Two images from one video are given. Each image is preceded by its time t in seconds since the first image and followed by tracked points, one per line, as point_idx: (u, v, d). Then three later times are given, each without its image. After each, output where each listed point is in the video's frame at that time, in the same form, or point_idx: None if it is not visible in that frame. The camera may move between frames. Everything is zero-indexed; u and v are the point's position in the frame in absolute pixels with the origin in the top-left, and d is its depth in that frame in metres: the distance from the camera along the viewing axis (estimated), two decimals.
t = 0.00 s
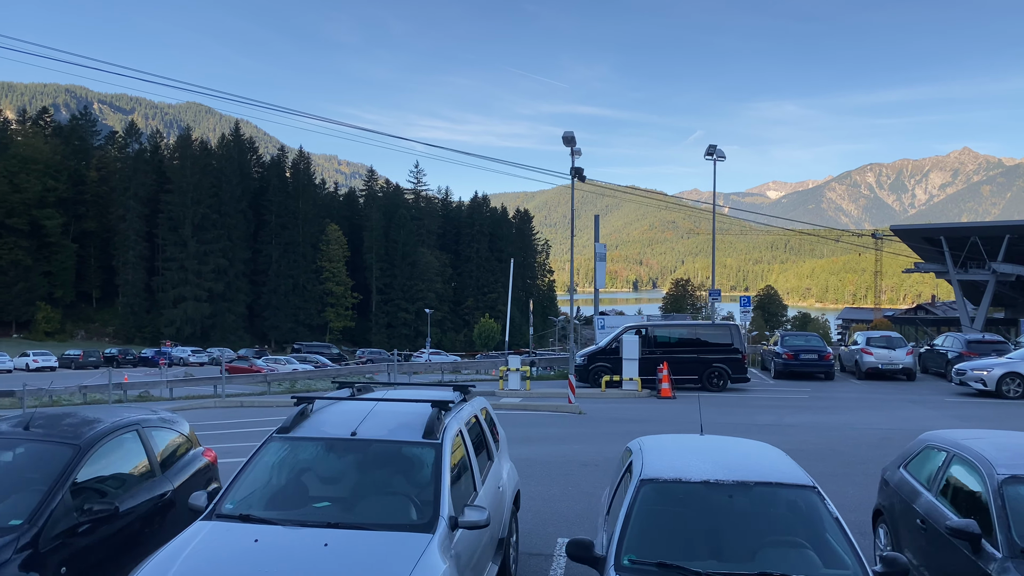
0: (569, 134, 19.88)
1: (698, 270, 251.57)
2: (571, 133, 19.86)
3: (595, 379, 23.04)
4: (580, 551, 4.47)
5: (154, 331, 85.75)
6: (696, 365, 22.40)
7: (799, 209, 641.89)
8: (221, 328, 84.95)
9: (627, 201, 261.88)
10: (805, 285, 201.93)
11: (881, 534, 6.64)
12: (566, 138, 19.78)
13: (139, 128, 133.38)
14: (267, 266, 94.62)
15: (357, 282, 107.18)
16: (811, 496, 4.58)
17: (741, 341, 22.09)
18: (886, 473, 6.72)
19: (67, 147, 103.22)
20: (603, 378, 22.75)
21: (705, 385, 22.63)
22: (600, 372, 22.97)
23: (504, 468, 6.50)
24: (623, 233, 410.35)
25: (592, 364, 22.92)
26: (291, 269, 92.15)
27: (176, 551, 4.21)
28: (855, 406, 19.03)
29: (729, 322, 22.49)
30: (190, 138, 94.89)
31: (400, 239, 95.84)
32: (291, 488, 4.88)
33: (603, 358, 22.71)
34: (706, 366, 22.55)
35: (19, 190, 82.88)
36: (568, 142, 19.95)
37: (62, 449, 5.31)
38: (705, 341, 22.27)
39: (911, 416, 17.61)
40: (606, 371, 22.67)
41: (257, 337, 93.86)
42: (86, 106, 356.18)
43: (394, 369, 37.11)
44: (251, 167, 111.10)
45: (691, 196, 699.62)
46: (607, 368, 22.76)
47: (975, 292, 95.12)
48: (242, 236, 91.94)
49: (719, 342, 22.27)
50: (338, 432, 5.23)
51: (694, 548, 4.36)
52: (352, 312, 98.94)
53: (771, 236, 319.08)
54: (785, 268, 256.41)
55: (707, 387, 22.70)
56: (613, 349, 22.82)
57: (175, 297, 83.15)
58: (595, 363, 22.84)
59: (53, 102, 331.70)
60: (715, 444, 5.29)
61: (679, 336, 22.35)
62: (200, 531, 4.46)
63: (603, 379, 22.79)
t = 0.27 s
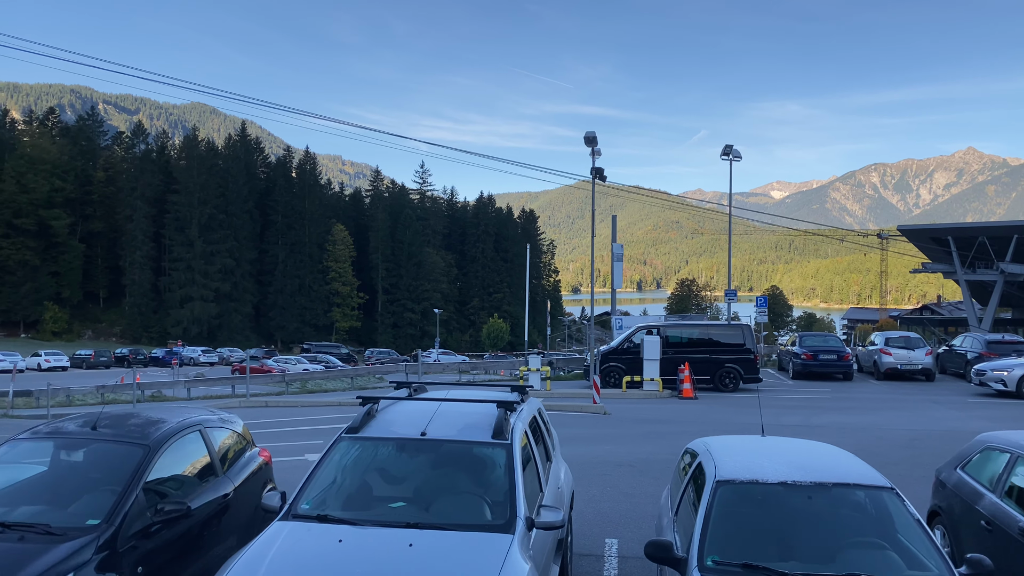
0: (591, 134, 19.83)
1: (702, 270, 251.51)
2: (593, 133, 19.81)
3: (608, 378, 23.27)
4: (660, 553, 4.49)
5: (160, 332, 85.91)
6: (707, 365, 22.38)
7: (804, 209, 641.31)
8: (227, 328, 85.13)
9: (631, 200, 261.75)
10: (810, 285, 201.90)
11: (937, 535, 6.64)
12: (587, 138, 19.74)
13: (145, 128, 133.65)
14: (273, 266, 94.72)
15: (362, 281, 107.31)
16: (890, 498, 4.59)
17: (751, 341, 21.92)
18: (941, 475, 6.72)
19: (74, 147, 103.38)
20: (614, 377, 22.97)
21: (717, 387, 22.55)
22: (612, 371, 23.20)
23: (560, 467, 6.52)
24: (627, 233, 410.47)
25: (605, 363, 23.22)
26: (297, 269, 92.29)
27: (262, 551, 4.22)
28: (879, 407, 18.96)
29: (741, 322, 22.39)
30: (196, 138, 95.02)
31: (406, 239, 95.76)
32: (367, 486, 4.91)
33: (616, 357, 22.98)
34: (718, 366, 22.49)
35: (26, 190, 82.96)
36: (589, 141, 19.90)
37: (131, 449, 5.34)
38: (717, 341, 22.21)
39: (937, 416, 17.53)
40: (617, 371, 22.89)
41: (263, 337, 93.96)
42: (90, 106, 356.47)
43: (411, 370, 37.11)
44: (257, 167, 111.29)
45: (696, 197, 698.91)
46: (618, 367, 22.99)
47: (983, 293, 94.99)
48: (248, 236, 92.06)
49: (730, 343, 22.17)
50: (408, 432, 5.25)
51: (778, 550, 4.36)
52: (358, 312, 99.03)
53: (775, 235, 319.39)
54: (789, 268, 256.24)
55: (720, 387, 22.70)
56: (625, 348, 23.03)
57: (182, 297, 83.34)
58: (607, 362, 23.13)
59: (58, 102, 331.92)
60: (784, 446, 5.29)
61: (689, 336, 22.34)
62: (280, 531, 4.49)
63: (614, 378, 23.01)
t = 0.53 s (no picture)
0: (613, 134, 19.71)
1: (706, 270, 251.41)
2: (615, 133, 19.67)
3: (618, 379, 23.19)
4: (739, 555, 4.49)
5: (167, 331, 86.07)
6: (716, 366, 22.33)
7: (809, 209, 641.01)
8: (233, 328, 85.27)
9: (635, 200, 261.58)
10: (815, 285, 201.76)
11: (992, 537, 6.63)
12: (609, 137, 19.61)
13: (151, 129, 133.85)
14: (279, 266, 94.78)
15: (368, 281, 107.25)
16: (968, 500, 4.57)
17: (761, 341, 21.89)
18: (997, 476, 6.71)
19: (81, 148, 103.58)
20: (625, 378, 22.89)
21: (727, 387, 22.48)
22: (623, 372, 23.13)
23: (616, 468, 6.52)
24: (631, 233, 410.69)
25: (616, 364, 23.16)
26: (302, 269, 92.40)
27: (345, 552, 4.22)
28: (904, 407, 18.89)
29: (750, 323, 22.37)
30: (202, 138, 95.07)
31: (411, 239, 95.70)
32: (442, 487, 4.91)
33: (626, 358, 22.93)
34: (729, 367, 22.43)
35: (33, 191, 82.97)
36: (611, 142, 19.80)
37: (199, 450, 5.36)
38: (728, 342, 22.17)
39: (963, 417, 17.44)
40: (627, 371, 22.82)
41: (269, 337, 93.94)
42: (95, 106, 356.75)
43: (427, 369, 37.10)
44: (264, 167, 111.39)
45: (700, 196, 698.54)
46: (629, 367, 22.92)
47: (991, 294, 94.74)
48: (254, 237, 92.12)
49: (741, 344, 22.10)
50: (476, 433, 5.24)
51: (858, 553, 4.33)
52: (364, 312, 98.94)
53: (779, 235, 319.41)
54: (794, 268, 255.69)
55: (730, 389, 22.62)
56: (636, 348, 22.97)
57: (189, 297, 83.50)
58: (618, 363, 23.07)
59: (63, 103, 332.42)
60: (851, 449, 5.28)
61: (700, 336, 22.29)
62: (359, 532, 4.50)
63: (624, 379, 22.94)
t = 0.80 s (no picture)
0: (635, 134, 19.60)
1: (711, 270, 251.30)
2: (637, 133, 19.57)
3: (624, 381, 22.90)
4: (818, 557, 4.49)
5: (173, 331, 86.18)
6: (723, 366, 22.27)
7: (813, 209, 640.66)
8: (240, 328, 85.39)
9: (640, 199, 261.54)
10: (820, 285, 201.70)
11: None
12: (631, 138, 19.50)
13: (158, 129, 134.22)
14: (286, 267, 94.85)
15: (374, 282, 107.24)
16: None
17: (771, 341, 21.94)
18: None
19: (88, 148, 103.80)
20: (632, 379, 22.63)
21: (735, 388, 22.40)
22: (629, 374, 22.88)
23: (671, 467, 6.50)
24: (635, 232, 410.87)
25: (622, 365, 22.89)
26: (308, 269, 92.49)
27: (428, 553, 4.24)
28: (928, 408, 18.82)
29: (757, 323, 22.38)
30: (208, 138, 95.17)
31: (417, 239, 95.68)
32: (514, 488, 4.91)
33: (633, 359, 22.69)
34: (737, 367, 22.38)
35: (41, 191, 83.08)
36: (633, 142, 19.69)
37: (265, 450, 5.38)
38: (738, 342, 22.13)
39: (990, 418, 17.37)
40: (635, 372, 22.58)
41: (275, 337, 94.01)
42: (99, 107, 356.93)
43: (442, 369, 37.09)
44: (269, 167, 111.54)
45: (704, 196, 698.15)
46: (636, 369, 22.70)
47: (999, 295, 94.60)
48: (260, 237, 92.23)
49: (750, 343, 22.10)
50: (544, 433, 5.23)
51: (941, 555, 4.31)
52: (369, 312, 98.88)
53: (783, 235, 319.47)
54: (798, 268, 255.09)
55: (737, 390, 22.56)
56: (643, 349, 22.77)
57: (195, 297, 83.62)
58: (624, 364, 22.80)
59: (67, 103, 332.73)
60: (922, 449, 5.24)
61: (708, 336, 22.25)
62: (437, 533, 4.52)
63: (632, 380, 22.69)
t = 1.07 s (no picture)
0: (656, 134, 19.55)
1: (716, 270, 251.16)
2: (658, 133, 19.53)
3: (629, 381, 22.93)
4: (894, 559, 4.47)
5: (180, 331, 86.31)
6: (729, 366, 22.41)
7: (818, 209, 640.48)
8: (246, 328, 85.49)
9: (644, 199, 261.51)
10: (825, 285, 201.62)
11: None
12: (652, 138, 19.44)
13: (163, 129, 134.16)
14: (292, 267, 94.92)
15: (379, 282, 106.98)
16: None
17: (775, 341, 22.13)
18: None
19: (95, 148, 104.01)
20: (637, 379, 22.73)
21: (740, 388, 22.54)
22: (634, 375, 22.96)
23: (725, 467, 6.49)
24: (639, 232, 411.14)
25: (627, 366, 22.94)
26: (314, 269, 92.58)
27: (506, 553, 4.28)
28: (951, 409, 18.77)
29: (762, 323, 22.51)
30: (214, 138, 95.29)
31: (423, 239, 95.67)
32: (582, 489, 4.94)
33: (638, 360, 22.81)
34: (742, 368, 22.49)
35: (47, 191, 83.15)
36: (653, 142, 19.64)
37: (332, 451, 5.42)
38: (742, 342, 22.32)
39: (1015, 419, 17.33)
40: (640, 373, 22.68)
41: (281, 337, 94.04)
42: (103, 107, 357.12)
43: (459, 369, 37.02)
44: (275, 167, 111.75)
45: (708, 196, 697.93)
46: (642, 369, 22.78)
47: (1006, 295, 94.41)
48: (266, 237, 92.34)
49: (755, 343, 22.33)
50: (608, 434, 5.24)
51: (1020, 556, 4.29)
52: (375, 312, 98.69)
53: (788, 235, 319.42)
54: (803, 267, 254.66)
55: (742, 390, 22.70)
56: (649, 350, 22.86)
57: (201, 297, 83.73)
58: (630, 364, 22.84)
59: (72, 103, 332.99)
60: (989, 450, 5.21)
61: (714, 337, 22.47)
62: (512, 534, 4.53)
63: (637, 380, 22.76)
